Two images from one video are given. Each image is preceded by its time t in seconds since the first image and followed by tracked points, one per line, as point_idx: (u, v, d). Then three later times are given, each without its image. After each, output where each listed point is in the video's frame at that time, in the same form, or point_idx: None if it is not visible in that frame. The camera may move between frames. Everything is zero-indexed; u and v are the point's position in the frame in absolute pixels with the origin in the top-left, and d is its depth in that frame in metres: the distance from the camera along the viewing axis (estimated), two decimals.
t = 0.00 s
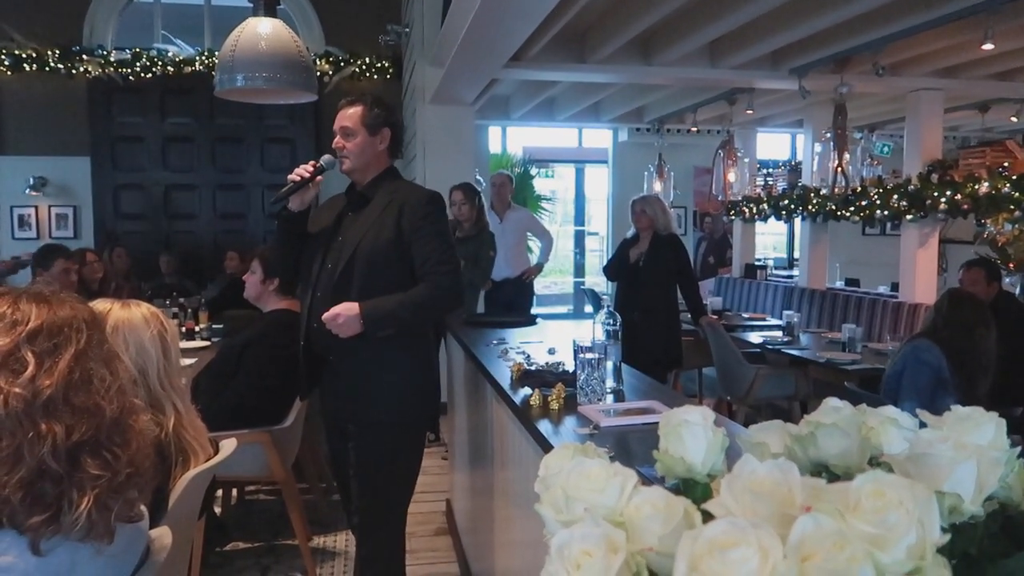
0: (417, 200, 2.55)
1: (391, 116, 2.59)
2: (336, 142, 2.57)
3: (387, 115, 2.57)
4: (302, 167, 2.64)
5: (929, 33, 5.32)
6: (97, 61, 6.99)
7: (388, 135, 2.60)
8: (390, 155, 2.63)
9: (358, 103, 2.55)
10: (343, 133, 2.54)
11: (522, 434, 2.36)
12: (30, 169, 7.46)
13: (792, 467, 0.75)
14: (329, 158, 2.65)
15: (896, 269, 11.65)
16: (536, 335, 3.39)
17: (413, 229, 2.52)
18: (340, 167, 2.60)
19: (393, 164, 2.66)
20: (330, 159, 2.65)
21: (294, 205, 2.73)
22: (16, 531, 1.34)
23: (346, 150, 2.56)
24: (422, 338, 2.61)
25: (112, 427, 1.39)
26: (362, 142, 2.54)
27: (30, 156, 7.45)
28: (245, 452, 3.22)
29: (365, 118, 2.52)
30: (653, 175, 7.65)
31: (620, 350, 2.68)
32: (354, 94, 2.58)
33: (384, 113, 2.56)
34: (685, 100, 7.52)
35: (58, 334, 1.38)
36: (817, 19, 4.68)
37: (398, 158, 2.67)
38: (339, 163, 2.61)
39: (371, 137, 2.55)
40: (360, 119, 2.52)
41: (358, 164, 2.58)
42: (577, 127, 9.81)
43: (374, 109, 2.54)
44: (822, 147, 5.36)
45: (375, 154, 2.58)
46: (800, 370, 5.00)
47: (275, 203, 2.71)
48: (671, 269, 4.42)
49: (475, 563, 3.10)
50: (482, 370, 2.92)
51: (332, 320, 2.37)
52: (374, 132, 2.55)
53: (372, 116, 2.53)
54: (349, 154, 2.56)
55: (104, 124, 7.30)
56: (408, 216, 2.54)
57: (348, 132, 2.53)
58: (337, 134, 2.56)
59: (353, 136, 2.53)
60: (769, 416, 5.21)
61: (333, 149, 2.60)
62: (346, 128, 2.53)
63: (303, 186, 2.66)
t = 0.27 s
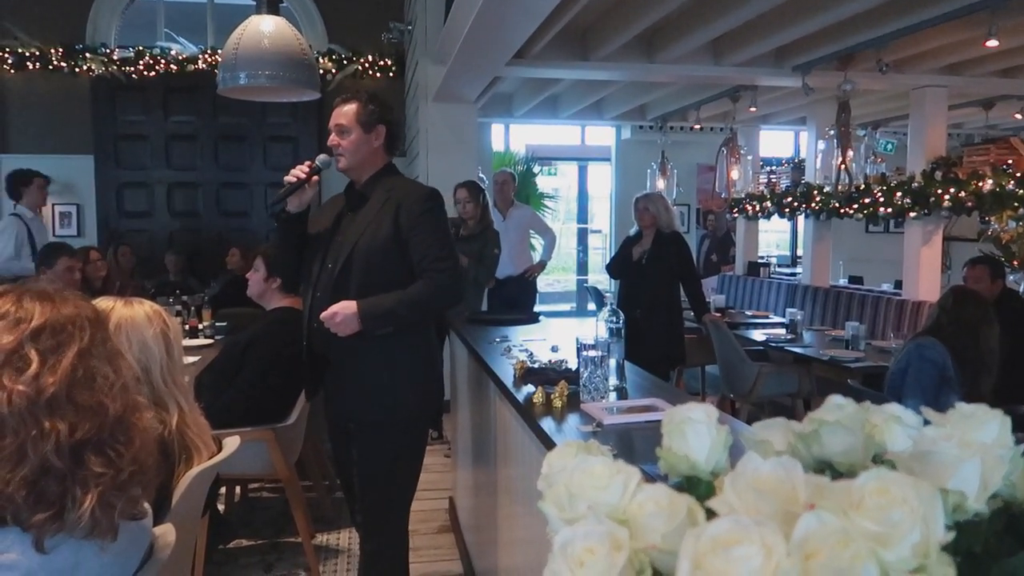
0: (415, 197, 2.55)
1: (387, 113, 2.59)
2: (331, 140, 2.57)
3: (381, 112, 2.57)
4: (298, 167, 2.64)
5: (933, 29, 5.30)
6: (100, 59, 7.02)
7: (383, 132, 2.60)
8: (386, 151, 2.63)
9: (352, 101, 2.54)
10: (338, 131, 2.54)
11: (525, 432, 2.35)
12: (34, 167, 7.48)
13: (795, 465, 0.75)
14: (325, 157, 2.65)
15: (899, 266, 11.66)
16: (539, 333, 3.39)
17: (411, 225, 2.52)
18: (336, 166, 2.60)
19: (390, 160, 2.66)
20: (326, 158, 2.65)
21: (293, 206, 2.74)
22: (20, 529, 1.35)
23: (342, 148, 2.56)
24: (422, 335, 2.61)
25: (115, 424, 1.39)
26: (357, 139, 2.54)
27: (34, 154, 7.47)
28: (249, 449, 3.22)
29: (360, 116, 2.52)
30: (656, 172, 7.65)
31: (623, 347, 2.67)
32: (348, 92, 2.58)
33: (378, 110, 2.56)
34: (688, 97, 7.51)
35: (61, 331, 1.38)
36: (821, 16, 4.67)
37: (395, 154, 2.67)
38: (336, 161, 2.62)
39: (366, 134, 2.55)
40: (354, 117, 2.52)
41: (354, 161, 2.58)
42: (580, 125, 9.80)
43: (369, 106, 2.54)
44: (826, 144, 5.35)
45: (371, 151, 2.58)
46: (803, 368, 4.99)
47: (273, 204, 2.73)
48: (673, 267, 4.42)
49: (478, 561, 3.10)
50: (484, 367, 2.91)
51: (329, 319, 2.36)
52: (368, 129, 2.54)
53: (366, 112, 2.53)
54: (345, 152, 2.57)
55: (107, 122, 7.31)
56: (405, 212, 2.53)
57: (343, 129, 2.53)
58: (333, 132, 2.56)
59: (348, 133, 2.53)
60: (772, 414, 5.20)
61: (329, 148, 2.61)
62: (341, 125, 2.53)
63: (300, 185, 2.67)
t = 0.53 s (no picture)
0: (412, 195, 2.55)
1: (383, 112, 2.59)
2: (327, 140, 2.57)
3: (377, 110, 2.57)
4: (296, 167, 2.64)
5: (935, 27, 5.29)
6: (101, 58, 7.05)
7: (378, 130, 2.60)
8: (383, 149, 2.63)
9: (347, 100, 2.54)
10: (334, 131, 2.55)
11: (527, 430, 2.35)
12: (35, 166, 7.48)
13: (797, 464, 0.75)
14: (322, 156, 2.65)
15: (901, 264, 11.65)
16: (540, 331, 3.39)
17: (408, 223, 2.52)
18: (333, 165, 2.61)
19: (388, 158, 2.66)
20: (323, 157, 2.66)
21: (292, 206, 2.74)
22: (22, 527, 1.35)
23: (337, 148, 2.57)
24: (421, 334, 2.61)
25: (117, 422, 1.39)
26: (352, 138, 2.54)
27: (36, 153, 7.47)
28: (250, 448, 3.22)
29: (354, 115, 2.52)
30: (657, 171, 7.65)
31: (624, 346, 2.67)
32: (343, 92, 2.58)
33: (373, 108, 2.56)
34: (689, 96, 7.51)
35: (63, 329, 1.38)
36: (823, 14, 4.66)
37: (393, 152, 2.67)
38: (333, 161, 2.62)
39: (361, 133, 2.55)
40: (349, 116, 2.52)
41: (350, 161, 2.58)
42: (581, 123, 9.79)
43: (364, 105, 2.54)
44: (827, 142, 5.34)
45: (367, 150, 2.58)
46: (804, 366, 5.00)
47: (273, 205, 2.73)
48: (674, 265, 4.41)
49: (480, 559, 3.10)
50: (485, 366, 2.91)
51: (327, 318, 2.37)
52: (364, 128, 2.54)
53: (361, 111, 2.53)
54: (340, 152, 2.57)
55: (108, 121, 7.30)
56: (402, 210, 2.53)
57: (338, 129, 2.54)
58: (328, 132, 2.57)
59: (343, 133, 2.53)
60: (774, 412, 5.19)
61: (325, 148, 2.61)
62: (336, 125, 2.54)
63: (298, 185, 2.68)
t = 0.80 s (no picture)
0: (411, 193, 2.55)
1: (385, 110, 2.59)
2: (329, 139, 2.59)
3: (378, 108, 2.57)
4: (300, 164, 2.64)
5: (939, 24, 5.28)
6: (105, 57, 7.04)
7: (379, 128, 2.59)
8: (385, 147, 2.63)
9: (349, 99, 2.55)
10: (335, 130, 2.56)
11: (530, 428, 2.35)
12: (39, 164, 7.50)
13: (800, 462, 0.75)
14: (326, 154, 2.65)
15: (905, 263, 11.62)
16: (543, 330, 3.39)
17: (406, 221, 2.52)
18: (335, 164, 2.61)
19: (389, 156, 2.66)
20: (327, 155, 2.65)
21: (296, 202, 2.74)
22: (27, 524, 1.35)
23: (339, 146, 2.57)
24: (422, 332, 2.61)
25: (122, 420, 1.40)
26: (352, 137, 2.55)
27: (40, 151, 7.49)
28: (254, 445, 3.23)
29: (354, 114, 2.53)
30: (660, 169, 7.63)
31: (628, 344, 2.67)
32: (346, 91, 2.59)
33: (374, 107, 2.56)
34: (692, 94, 7.50)
35: (67, 328, 1.39)
36: (827, 12, 4.65)
37: (395, 150, 2.66)
38: (335, 159, 2.62)
39: (361, 132, 2.55)
40: (350, 115, 2.53)
41: (351, 159, 2.58)
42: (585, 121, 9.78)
43: (364, 103, 2.54)
44: (831, 140, 5.33)
45: (367, 149, 2.58)
46: (807, 365, 4.99)
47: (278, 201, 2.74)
48: (677, 263, 4.41)
49: (483, 557, 3.11)
50: (488, 364, 2.91)
51: (322, 311, 2.38)
52: (364, 126, 2.55)
53: (361, 110, 2.53)
54: (341, 150, 2.57)
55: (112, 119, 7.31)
56: (401, 208, 2.53)
57: (339, 128, 2.55)
58: (331, 131, 2.58)
59: (343, 131, 2.54)
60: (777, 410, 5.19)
61: (328, 147, 2.62)
62: (337, 124, 2.55)
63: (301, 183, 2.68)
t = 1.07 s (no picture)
0: (408, 192, 2.55)
1: (384, 109, 2.59)
2: (330, 137, 2.58)
3: (379, 108, 2.57)
4: (299, 161, 2.63)
5: (938, 23, 5.28)
6: (104, 55, 7.07)
7: (380, 128, 2.59)
8: (385, 147, 2.63)
9: (351, 98, 2.55)
10: (337, 129, 2.56)
11: (528, 427, 2.36)
12: (39, 163, 7.50)
13: (798, 461, 0.75)
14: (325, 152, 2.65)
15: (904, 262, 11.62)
16: (543, 329, 3.39)
17: (403, 220, 2.51)
18: (335, 162, 2.61)
19: (388, 156, 2.65)
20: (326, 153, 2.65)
21: (293, 200, 2.73)
22: (26, 523, 1.35)
23: (340, 145, 2.57)
24: (419, 332, 2.61)
25: (121, 420, 1.40)
26: (354, 136, 2.55)
27: (39, 150, 7.49)
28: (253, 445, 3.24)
29: (357, 113, 2.53)
30: (660, 168, 7.63)
31: (627, 343, 2.67)
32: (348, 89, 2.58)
33: (376, 107, 2.56)
34: (692, 93, 7.50)
35: (66, 327, 1.39)
36: (826, 10, 4.65)
37: (395, 150, 2.66)
38: (334, 158, 2.63)
39: (363, 131, 2.55)
40: (351, 114, 2.53)
41: (352, 157, 2.59)
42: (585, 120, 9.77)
43: (366, 103, 2.54)
44: (830, 139, 5.33)
45: (368, 148, 2.59)
46: (806, 364, 4.99)
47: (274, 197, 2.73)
48: (676, 262, 4.41)
49: (482, 555, 3.11)
50: (487, 363, 2.91)
51: (318, 311, 2.39)
52: (365, 126, 2.55)
53: (362, 109, 2.53)
54: (342, 149, 2.58)
55: (111, 118, 7.30)
56: (397, 207, 2.53)
57: (341, 127, 2.54)
58: (332, 129, 2.57)
59: (345, 130, 2.54)
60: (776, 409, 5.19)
61: (328, 145, 2.62)
62: (339, 123, 2.54)
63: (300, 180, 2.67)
